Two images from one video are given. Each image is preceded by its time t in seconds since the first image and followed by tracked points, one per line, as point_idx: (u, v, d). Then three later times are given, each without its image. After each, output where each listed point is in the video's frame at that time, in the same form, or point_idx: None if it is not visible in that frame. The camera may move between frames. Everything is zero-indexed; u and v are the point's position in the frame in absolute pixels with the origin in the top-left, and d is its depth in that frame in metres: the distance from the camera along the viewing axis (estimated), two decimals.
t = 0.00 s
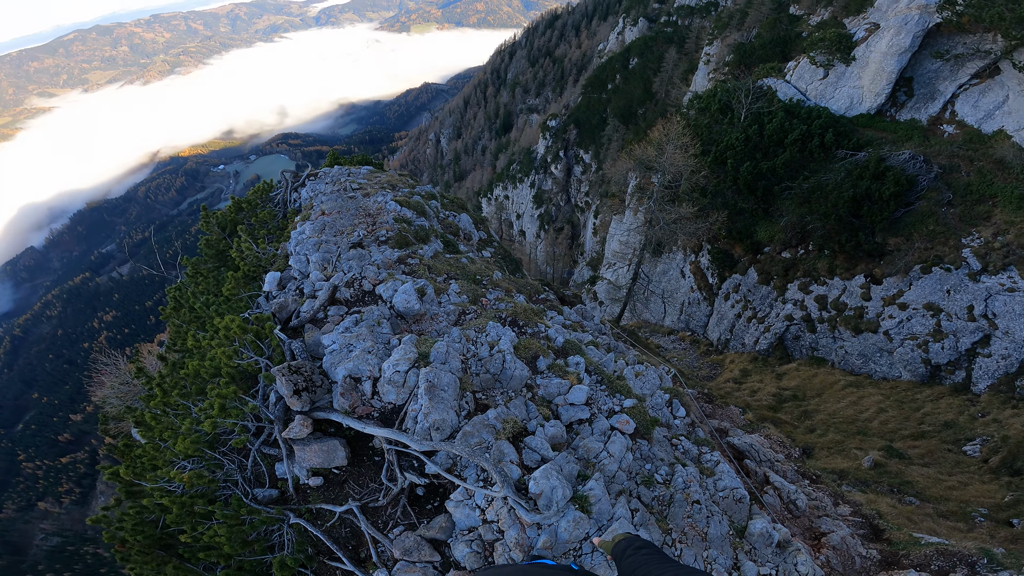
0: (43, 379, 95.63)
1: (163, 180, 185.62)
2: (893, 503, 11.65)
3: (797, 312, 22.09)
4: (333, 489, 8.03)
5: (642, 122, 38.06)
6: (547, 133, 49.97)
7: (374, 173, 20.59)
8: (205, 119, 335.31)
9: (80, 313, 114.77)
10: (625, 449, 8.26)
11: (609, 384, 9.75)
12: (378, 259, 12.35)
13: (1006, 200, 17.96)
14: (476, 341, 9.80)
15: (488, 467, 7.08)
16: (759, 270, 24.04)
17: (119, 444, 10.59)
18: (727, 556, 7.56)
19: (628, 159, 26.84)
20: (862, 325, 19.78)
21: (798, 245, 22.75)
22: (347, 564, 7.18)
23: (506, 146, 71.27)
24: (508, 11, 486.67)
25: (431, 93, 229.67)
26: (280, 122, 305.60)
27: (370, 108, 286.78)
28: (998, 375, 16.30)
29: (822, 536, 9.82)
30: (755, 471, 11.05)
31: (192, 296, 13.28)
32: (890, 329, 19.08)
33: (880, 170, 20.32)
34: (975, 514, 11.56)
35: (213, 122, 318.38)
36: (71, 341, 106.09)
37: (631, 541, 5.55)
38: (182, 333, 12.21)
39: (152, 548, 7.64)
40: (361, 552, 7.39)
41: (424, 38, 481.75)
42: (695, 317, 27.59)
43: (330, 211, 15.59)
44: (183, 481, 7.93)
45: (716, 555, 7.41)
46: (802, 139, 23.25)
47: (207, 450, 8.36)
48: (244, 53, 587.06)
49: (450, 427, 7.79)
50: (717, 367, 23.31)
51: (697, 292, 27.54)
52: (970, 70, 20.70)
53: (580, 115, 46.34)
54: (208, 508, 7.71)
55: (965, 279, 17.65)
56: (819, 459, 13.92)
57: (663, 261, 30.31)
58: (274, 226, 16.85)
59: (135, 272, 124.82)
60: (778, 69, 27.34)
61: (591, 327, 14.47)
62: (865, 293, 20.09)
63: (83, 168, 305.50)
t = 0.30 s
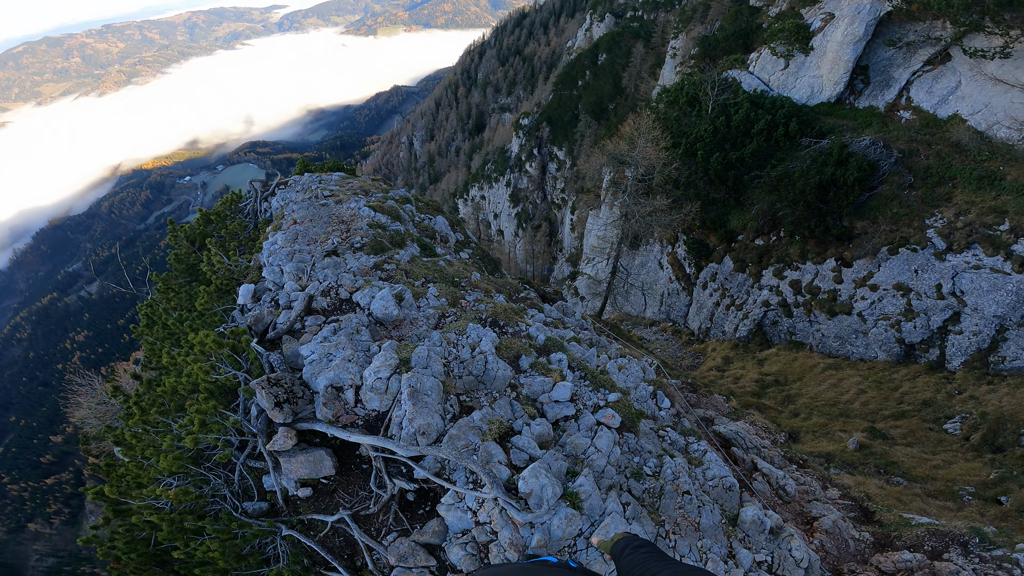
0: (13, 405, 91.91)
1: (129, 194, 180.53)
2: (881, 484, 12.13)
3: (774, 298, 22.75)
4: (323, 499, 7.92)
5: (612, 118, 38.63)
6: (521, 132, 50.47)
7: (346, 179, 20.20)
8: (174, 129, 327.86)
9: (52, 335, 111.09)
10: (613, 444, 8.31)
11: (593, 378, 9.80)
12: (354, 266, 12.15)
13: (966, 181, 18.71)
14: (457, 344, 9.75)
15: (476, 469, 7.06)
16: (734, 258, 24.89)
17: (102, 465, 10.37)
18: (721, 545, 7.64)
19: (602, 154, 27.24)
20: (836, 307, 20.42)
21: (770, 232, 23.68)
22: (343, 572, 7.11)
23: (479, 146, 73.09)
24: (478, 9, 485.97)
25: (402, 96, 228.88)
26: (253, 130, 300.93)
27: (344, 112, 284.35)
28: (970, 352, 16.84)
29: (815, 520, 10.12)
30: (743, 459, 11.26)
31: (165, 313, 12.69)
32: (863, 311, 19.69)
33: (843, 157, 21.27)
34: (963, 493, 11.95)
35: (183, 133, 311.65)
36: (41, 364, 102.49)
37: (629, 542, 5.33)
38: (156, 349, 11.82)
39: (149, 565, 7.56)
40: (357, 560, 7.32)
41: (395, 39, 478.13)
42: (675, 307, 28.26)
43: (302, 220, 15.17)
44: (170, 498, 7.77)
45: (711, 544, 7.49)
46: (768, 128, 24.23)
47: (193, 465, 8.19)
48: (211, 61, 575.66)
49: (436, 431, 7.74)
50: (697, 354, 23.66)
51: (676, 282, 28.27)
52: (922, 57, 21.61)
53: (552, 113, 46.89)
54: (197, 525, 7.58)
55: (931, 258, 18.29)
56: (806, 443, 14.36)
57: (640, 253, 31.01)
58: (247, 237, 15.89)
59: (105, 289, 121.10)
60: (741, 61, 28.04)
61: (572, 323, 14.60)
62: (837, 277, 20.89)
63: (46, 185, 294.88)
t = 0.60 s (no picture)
0: None
1: (90, 212, 173.16)
2: (867, 462, 13.01)
3: (746, 281, 23.65)
4: (313, 510, 7.80)
5: (579, 112, 39.29)
6: (490, 130, 50.72)
7: (314, 185, 19.65)
8: (136, 142, 316.81)
9: (15, 363, 105.89)
10: (598, 436, 8.39)
11: (574, 372, 9.88)
12: (326, 274, 11.94)
13: (919, 160, 19.96)
14: (435, 346, 9.65)
15: (463, 471, 7.03)
16: (706, 244, 25.64)
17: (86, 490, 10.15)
18: (714, 531, 7.78)
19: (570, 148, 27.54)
20: (806, 288, 21.47)
21: (738, 217, 24.51)
22: None
23: (448, 145, 73.12)
24: (442, 7, 483.06)
25: (367, 98, 227.19)
26: (219, 139, 293.48)
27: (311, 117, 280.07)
28: (938, 325, 18.05)
29: (804, 502, 10.56)
30: (728, 443, 11.47)
31: (137, 332, 12.09)
32: (832, 289, 20.81)
33: (802, 141, 22.20)
34: (946, 468, 12.85)
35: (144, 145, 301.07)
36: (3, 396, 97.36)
37: (625, 539, 5.23)
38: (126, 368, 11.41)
39: None
40: (352, 568, 7.27)
41: (359, 40, 470.79)
42: (651, 296, 28.90)
43: (269, 229, 14.63)
44: (156, 517, 7.56)
45: (703, 530, 7.62)
46: (730, 116, 25.05)
47: (176, 483, 7.96)
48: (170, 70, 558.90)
49: (421, 435, 7.67)
50: (679, 342, 24.69)
51: (651, 271, 28.82)
52: (868, 42, 23.14)
53: (519, 110, 47.27)
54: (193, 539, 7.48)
55: (892, 236, 19.43)
56: (789, 423, 15.28)
57: (614, 244, 31.52)
58: (213, 251, 15.41)
59: (70, 312, 116.13)
60: (700, 51, 28.40)
61: (553, 318, 14.86)
62: (805, 257, 21.82)
63: None
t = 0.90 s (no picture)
0: None
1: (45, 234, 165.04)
2: (847, 437, 13.57)
3: (716, 265, 24.14)
4: (303, 522, 7.68)
5: (544, 107, 39.58)
6: (455, 129, 50.58)
7: (276, 195, 19.10)
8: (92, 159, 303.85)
9: None
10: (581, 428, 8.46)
11: (554, 366, 9.93)
12: (294, 285, 11.67)
13: (869, 140, 20.92)
14: (412, 350, 9.54)
15: (449, 473, 6.98)
16: (675, 232, 25.86)
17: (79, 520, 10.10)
18: (705, 516, 7.84)
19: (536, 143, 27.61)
20: (774, 268, 21.96)
21: (704, 202, 24.94)
22: None
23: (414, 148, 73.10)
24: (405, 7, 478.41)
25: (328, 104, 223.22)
26: (180, 151, 284.21)
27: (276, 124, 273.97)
28: (901, 297, 18.88)
29: (790, 480, 10.86)
30: (711, 427, 11.81)
31: (103, 356, 11.62)
32: (798, 268, 21.35)
33: (759, 126, 22.96)
34: (925, 440, 13.54)
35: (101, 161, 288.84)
36: None
37: (622, 536, 5.23)
38: (94, 393, 10.99)
39: None
40: None
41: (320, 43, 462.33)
42: (626, 285, 29.32)
43: (231, 242, 14.15)
44: (144, 539, 7.36)
45: (694, 515, 7.71)
46: (689, 104, 25.77)
47: (162, 503, 7.77)
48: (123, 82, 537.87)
49: (404, 441, 7.63)
50: (656, 329, 25.23)
51: (624, 260, 29.26)
52: (814, 28, 24.01)
53: (483, 107, 47.23)
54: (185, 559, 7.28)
55: (850, 213, 20.15)
56: (768, 403, 15.98)
57: (586, 236, 31.80)
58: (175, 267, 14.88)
59: (28, 341, 110.34)
60: (657, 42, 29.15)
61: (528, 314, 15.03)
62: (770, 238, 22.30)
63: None
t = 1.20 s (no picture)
0: None
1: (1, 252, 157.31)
2: (826, 414, 13.94)
3: (688, 249, 24.59)
4: (292, 531, 7.57)
5: (511, 101, 39.50)
6: (423, 126, 50.08)
7: (240, 201, 18.56)
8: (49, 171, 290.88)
9: None
10: (565, 420, 8.51)
11: (533, 360, 9.99)
12: (264, 292, 11.40)
13: (826, 123, 21.40)
14: (388, 352, 9.43)
15: (435, 474, 6.95)
16: (648, 218, 26.29)
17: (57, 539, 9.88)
18: (693, 501, 7.94)
19: (504, 136, 27.47)
20: (744, 250, 22.44)
21: (673, 188, 25.37)
22: None
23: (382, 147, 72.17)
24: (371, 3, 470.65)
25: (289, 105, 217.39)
26: (143, 159, 274.55)
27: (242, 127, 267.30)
28: (866, 272, 19.55)
29: (774, 461, 11.11)
30: (693, 412, 12.05)
31: (71, 376, 11.21)
32: (767, 248, 21.87)
33: (722, 112, 23.04)
34: (901, 414, 14.11)
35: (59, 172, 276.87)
36: None
37: (617, 532, 5.07)
38: (65, 414, 10.70)
39: None
40: None
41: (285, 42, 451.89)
42: (601, 273, 29.71)
43: (194, 252, 13.69)
44: (134, 556, 7.42)
45: (682, 501, 7.80)
46: (654, 93, 25.67)
47: (147, 519, 7.78)
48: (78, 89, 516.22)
49: (387, 444, 7.57)
50: (634, 316, 25.62)
51: (598, 249, 29.54)
52: (769, 13, 24.51)
53: (450, 103, 46.84)
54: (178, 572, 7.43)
55: (812, 193, 20.67)
56: (748, 382, 16.46)
57: (560, 227, 31.94)
58: (139, 279, 14.39)
59: None
60: (619, 32, 29.34)
61: (503, 307, 15.14)
62: (739, 220, 22.80)
63: None
